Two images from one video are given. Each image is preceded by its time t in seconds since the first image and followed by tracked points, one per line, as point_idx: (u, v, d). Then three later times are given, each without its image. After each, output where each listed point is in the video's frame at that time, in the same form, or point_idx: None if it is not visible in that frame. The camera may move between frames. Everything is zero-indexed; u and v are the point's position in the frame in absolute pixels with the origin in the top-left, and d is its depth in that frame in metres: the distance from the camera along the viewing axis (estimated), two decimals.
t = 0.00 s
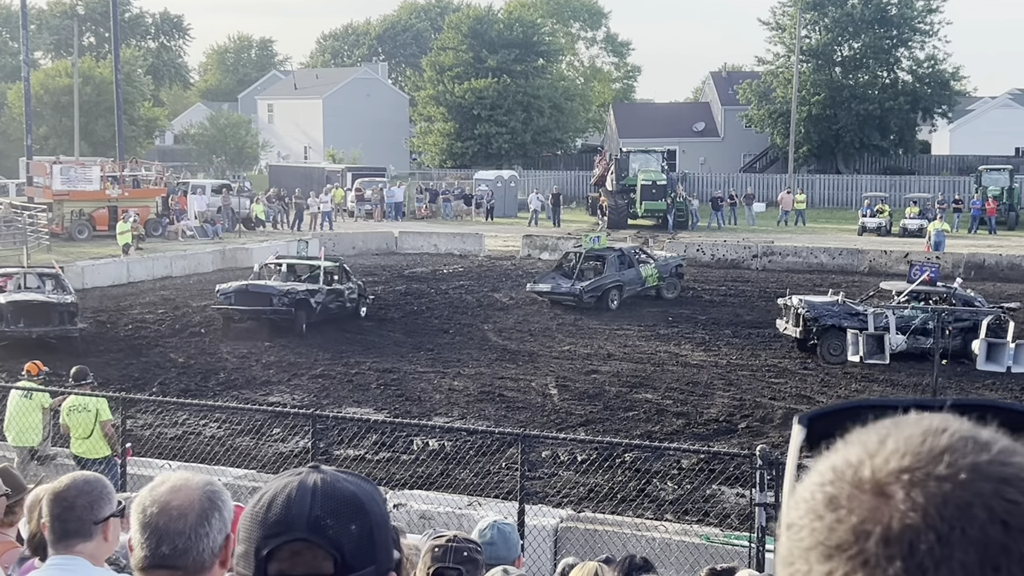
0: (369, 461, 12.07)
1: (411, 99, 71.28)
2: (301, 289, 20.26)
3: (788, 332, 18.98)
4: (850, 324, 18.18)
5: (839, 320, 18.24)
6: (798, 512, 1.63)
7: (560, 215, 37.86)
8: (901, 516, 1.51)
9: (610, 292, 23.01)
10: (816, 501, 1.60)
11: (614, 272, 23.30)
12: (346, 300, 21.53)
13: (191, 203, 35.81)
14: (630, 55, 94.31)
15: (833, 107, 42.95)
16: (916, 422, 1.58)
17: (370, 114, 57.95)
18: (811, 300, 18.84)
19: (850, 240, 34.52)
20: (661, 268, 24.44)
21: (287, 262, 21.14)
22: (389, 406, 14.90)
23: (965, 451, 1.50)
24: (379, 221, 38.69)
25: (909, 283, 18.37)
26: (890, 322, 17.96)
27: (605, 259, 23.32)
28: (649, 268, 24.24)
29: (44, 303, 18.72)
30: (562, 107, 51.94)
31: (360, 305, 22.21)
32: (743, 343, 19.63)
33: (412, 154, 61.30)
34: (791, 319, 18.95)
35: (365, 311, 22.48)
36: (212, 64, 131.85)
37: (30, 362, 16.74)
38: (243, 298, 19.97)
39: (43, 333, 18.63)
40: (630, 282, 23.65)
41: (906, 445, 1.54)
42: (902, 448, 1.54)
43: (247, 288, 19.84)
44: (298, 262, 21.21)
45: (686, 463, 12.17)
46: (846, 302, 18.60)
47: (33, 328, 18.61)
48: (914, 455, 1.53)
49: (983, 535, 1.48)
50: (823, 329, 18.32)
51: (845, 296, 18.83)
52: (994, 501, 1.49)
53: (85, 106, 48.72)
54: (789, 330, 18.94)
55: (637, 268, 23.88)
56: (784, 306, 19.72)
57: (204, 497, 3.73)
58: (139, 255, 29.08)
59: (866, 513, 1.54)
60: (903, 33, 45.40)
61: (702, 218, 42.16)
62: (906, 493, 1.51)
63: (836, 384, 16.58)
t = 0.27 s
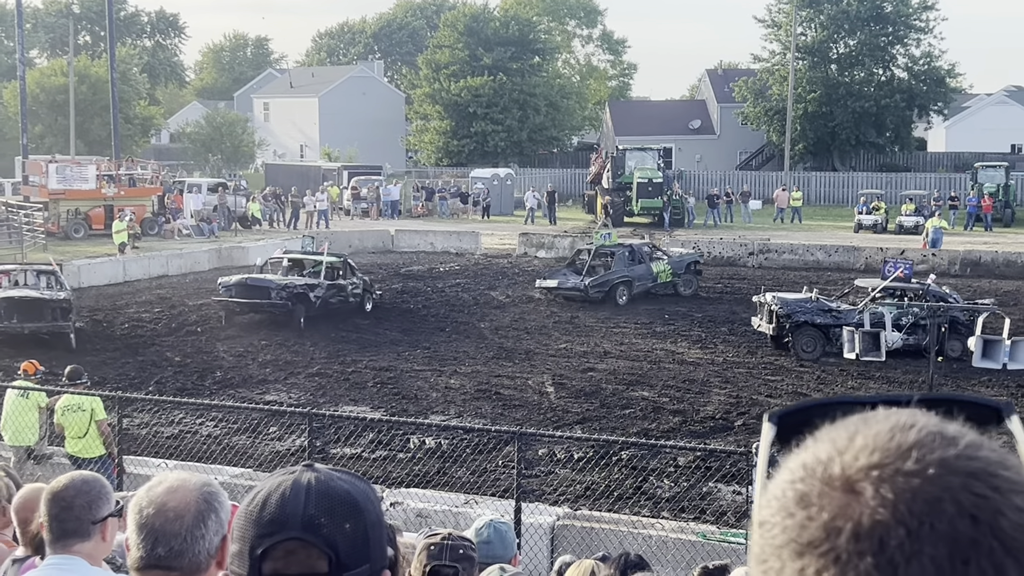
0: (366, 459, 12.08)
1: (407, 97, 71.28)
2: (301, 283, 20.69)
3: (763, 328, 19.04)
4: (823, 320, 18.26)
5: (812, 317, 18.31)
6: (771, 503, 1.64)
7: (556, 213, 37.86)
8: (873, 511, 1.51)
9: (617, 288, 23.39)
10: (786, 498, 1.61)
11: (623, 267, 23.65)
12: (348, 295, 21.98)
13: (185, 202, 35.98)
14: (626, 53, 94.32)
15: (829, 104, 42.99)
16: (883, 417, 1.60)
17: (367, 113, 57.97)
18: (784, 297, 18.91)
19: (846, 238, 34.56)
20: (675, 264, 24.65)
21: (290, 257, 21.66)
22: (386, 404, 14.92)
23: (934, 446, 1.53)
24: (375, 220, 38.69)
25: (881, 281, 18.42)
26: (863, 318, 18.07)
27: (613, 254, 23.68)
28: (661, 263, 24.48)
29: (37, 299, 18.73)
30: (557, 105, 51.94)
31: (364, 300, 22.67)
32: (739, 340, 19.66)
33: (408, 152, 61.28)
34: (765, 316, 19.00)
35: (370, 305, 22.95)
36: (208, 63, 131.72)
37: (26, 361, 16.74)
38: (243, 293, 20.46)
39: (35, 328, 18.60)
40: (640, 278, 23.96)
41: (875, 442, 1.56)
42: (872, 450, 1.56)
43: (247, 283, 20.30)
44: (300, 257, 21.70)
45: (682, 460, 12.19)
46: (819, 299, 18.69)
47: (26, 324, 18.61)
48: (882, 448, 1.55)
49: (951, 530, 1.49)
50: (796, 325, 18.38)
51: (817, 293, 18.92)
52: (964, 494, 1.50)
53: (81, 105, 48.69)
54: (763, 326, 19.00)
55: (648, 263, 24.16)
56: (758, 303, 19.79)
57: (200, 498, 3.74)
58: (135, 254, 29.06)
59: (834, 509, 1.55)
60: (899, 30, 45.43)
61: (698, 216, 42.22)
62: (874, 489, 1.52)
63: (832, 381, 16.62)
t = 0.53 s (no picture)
0: (364, 458, 12.08)
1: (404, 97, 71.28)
2: (304, 279, 21.31)
3: (738, 324, 19.22)
4: (798, 318, 18.36)
5: (786, 314, 18.43)
6: (751, 496, 1.64)
7: (554, 212, 37.87)
8: (850, 505, 1.51)
9: (627, 283, 23.93)
10: (765, 495, 1.61)
11: (635, 263, 24.19)
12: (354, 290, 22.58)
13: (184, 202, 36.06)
14: (623, 51, 94.39)
15: (826, 102, 43.05)
16: (858, 415, 1.62)
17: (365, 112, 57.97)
18: (760, 296, 19.06)
19: (844, 236, 34.60)
20: (692, 261, 25.07)
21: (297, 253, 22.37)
22: (384, 403, 14.92)
23: (907, 440, 1.54)
24: (373, 219, 38.69)
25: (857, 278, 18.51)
26: (837, 315, 18.18)
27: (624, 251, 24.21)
28: (677, 262, 24.88)
29: (35, 297, 18.97)
30: (555, 103, 51.92)
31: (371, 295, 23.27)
32: (737, 339, 19.69)
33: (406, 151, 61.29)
34: (741, 314, 19.14)
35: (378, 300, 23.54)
36: (205, 62, 131.66)
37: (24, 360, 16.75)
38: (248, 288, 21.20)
39: (34, 325, 18.83)
40: (653, 274, 24.43)
41: (852, 437, 1.57)
42: (846, 445, 1.57)
43: (251, 279, 20.90)
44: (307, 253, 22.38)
45: (680, 458, 12.21)
46: (795, 297, 18.82)
47: (24, 321, 18.87)
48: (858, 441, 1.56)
49: (929, 522, 1.49)
50: (770, 322, 18.50)
51: (793, 291, 19.05)
52: (937, 488, 1.51)
53: (78, 104, 48.66)
54: (739, 323, 19.16)
55: (662, 261, 24.58)
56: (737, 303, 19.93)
57: (200, 500, 3.74)
58: (132, 254, 29.04)
59: (810, 501, 1.55)
60: (896, 28, 45.45)
61: (696, 214, 42.23)
62: (850, 481, 1.52)
63: (830, 379, 16.65)
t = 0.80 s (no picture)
0: (364, 458, 12.08)
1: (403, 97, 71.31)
2: (309, 277, 21.87)
3: (714, 324, 19.25)
4: (771, 317, 18.44)
5: (759, 314, 18.52)
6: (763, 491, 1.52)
7: (552, 211, 37.89)
8: (874, 505, 1.39)
9: (640, 282, 24.21)
10: (781, 491, 1.48)
11: (649, 262, 24.43)
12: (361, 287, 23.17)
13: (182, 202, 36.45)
14: (622, 51, 94.44)
15: (825, 102, 43.09)
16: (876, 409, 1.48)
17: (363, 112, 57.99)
18: (734, 294, 19.11)
19: (843, 235, 34.61)
20: (711, 259, 25.12)
21: (306, 252, 23.07)
22: (384, 403, 14.93)
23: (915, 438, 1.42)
24: (372, 219, 38.69)
25: (832, 277, 18.63)
26: (811, 315, 18.31)
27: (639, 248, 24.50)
28: (698, 259, 24.98)
29: (39, 295, 19.40)
30: (554, 103, 51.91)
31: (381, 291, 23.85)
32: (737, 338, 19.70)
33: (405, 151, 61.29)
34: (716, 313, 19.19)
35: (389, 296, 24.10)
36: (204, 62, 131.66)
37: (23, 361, 16.75)
38: (256, 287, 21.94)
39: (38, 324, 19.30)
40: (670, 272, 24.60)
41: (860, 429, 1.45)
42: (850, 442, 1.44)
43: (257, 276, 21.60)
44: (315, 251, 23.06)
45: (679, 458, 12.22)
46: (768, 296, 18.90)
47: (29, 319, 19.32)
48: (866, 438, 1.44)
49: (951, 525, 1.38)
50: (744, 322, 18.56)
51: (768, 290, 19.12)
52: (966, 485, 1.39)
53: (77, 104, 48.67)
54: (715, 323, 19.18)
55: (681, 258, 24.72)
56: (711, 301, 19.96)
57: (202, 500, 3.74)
58: (132, 255, 29.03)
59: (811, 495, 1.44)
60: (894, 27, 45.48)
61: (695, 214, 42.25)
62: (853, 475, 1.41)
63: (829, 378, 16.64)
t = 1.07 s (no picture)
0: (365, 459, 12.07)
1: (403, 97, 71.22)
2: (314, 272, 22.36)
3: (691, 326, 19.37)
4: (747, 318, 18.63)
5: (736, 314, 18.70)
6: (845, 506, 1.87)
7: (553, 212, 37.84)
8: (912, 534, 1.75)
9: (657, 280, 24.50)
10: (841, 524, 1.85)
11: (668, 260, 24.66)
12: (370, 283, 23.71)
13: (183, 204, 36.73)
14: (622, 51, 94.26)
15: (826, 102, 43.07)
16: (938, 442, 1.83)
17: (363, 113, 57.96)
18: (710, 293, 19.26)
19: (844, 235, 34.57)
20: (734, 258, 25.20)
21: (318, 248, 23.63)
22: (385, 404, 14.92)
23: (961, 466, 1.76)
24: (372, 220, 38.62)
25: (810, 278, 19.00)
26: (787, 315, 18.57)
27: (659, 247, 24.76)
28: (719, 259, 25.16)
29: (46, 293, 19.74)
30: (554, 103, 51.86)
31: (392, 287, 24.37)
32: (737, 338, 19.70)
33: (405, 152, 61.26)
34: (692, 312, 19.33)
35: (400, 292, 24.62)
36: (204, 63, 131.40)
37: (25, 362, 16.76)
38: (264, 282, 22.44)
39: (46, 321, 19.61)
40: (689, 271, 24.80)
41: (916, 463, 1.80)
42: (909, 471, 1.80)
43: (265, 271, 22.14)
44: (326, 248, 23.63)
45: (681, 458, 12.20)
46: (745, 296, 19.07)
47: (37, 318, 19.62)
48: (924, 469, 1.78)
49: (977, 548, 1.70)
50: (720, 321, 18.72)
51: (743, 291, 19.31)
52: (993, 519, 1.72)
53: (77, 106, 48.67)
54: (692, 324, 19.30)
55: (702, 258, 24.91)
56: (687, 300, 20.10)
57: (204, 500, 3.73)
58: (132, 256, 28.99)
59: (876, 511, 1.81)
60: (895, 26, 45.44)
61: (696, 215, 42.20)
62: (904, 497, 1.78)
63: (830, 378, 16.62)
